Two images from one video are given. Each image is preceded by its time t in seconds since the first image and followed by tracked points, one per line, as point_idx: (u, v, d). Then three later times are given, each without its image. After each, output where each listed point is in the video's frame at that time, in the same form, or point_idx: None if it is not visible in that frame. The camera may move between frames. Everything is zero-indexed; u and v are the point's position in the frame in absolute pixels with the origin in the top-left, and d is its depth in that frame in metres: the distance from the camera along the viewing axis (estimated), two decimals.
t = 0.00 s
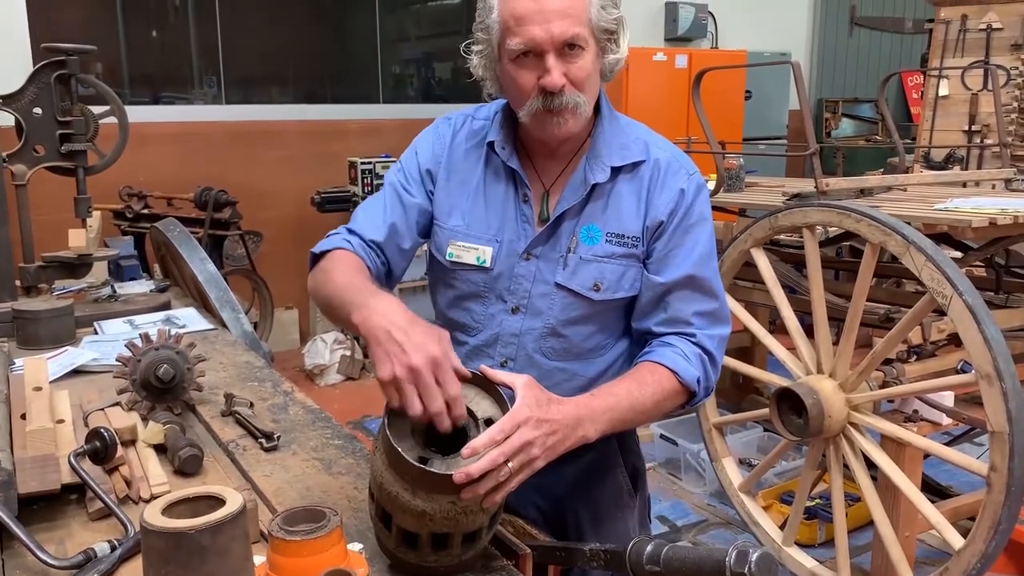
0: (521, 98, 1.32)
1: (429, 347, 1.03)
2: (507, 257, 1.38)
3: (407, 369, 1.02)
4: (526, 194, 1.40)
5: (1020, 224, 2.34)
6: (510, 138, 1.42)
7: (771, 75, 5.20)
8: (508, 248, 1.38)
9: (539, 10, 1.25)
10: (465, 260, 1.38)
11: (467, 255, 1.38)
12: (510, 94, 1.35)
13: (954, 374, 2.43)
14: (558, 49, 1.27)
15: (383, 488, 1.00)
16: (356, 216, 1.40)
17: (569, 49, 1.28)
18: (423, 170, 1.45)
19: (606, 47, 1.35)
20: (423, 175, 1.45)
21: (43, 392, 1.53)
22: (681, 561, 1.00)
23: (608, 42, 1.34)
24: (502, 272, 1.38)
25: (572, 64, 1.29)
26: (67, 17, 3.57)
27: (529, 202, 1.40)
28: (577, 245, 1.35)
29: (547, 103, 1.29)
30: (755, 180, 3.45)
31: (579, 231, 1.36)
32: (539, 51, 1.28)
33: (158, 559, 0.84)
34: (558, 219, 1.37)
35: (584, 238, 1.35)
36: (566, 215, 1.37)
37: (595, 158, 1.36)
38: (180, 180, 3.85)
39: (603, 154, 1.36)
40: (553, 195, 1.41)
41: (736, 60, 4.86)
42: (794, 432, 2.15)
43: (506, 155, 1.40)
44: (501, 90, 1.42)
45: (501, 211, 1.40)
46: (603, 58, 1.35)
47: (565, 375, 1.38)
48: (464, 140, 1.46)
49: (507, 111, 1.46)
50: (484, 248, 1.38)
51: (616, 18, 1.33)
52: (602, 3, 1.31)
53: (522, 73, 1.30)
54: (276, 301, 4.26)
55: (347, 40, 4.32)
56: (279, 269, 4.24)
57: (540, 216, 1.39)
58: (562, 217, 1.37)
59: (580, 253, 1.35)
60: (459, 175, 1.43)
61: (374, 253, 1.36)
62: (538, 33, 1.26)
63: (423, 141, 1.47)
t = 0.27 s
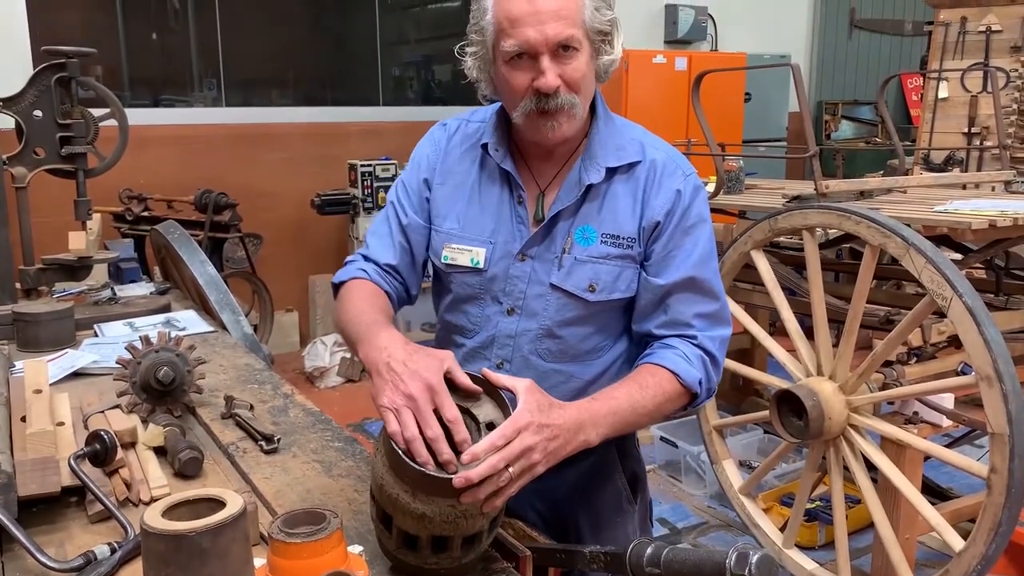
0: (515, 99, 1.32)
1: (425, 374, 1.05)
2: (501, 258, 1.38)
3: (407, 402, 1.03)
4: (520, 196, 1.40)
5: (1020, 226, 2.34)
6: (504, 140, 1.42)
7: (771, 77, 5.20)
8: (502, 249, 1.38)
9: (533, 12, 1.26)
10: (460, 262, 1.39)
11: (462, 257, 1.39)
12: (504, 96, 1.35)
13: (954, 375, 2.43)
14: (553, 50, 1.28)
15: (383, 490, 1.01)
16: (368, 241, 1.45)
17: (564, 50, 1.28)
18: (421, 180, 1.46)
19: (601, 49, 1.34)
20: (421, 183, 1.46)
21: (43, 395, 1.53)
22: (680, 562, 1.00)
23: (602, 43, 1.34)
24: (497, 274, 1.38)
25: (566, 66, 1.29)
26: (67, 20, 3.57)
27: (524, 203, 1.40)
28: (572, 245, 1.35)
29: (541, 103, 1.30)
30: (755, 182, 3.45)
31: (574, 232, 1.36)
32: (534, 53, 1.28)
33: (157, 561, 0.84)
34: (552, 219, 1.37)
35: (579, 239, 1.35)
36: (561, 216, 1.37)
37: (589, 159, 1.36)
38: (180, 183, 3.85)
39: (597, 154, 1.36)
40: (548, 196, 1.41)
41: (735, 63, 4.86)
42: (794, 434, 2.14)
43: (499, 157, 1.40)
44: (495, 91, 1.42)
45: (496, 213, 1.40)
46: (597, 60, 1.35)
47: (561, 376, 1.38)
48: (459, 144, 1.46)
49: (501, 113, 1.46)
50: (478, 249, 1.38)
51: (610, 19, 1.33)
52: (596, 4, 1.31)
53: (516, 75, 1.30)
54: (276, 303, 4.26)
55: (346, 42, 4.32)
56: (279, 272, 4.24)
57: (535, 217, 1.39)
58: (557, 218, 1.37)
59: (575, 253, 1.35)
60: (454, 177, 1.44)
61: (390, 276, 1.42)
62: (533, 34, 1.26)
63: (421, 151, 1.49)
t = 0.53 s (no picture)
0: (516, 103, 1.33)
1: (427, 379, 1.05)
2: (503, 261, 1.38)
3: (410, 407, 1.02)
4: (522, 199, 1.40)
5: (1021, 228, 2.34)
6: (506, 143, 1.42)
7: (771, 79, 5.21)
8: (503, 253, 1.38)
9: (532, 17, 1.26)
10: (463, 266, 1.39)
11: (465, 260, 1.39)
12: (505, 100, 1.36)
13: (955, 378, 2.43)
14: (552, 55, 1.28)
15: (389, 496, 1.01)
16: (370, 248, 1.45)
17: (563, 55, 1.29)
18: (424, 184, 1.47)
19: (601, 52, 1.34)
20: (423, 187, 1.47)
21: (44, 398, 1.53)
22: (681, 564, 1.00)
23: (602, 47, 1.34)
24: (500, 277, 1.38)
25: (566, 70, 1.29)
26: (67, 23, 3.58)
27: (525, 206, 1.40)
28: (574, 248, 1.35)
29: (541, 109, 1.30)
30: (755, 184, 3.45)
31: (576, 235, 1.36)
32: (533, 58, 1.28)
33: (159, 564, 0.84)
34: (555, 222, 1.37)
35: (581, 242, 1.35)
36: (564, 219, 1.37)
37: (591, 162, 1.35)
38: (181, 185, 3.85)
39: (599, 157, 1.36)
40: (550, 200, 1.41)
41: (736, 65, 4.86)
42: (795, 436, 2.14)
43: (501, 161, 1.41)
44: (495, 95, 1.42)
45: (498, 216, 1.40)
46: (597, 64, 1.35)
47: (563, 379, 1.38)
48: (461, 147, 1.47)
49: (503, 116, 1.46)
50: (481, 252, 1.38)
51: (610, 23, 1.33)
52: (595, 9, 1.31)
53: (516, 80, 1.30)
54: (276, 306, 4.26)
55: (347, 46, 4.33)
56: (280, 274, 4.24)
57: (537, 220, 1.39)
58: (560, 221, 1.37)
59: (578, 256, 1.35)
60: (455, 182, 1.44)
61: (393, 281, 1.42)
62: (532, 40, 1.26)
63: (422, 155, 1.49)
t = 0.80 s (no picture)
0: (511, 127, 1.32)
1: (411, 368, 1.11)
2: (508, 264, 1.38)
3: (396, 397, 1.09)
4: (529, 201, 1.40)
5: (1021, 230, 2.34)
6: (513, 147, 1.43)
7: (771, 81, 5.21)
8: (508, 256, 1.39)
9: (516, 55, 1.22)
10: (467, 268, 1.39)
11: (470, 262, 1.39)
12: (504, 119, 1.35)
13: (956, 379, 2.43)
14: (540, 91, 1.25)
15: (395, 507, 1.00)
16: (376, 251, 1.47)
17: (553, 88, 1.25)
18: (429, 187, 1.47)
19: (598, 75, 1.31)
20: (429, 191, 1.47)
21: (45, 401, 1.53)
22: (682, 566, 1.00)
23: (600, 71, 1.30)
24: (504, 279, 1.38)
25: (556, 102, 1.26)
26: (67, 27, 3.58)
27: (530, 210, 1.40)
28: (581, 252, 1.36)
29: (532, 138, 1.30)
30: (756, 186, 3.45)
31: (583, 239, 1.36)
32: (521, 93, 1.26)
33: (160, 567, 0.83)
34: (561, 225, 1.37)
35: (587, 246, 1.36)
36: (570, 222, 1.37)
37: (598, 166, 1.35)
38: (181, 188, 3.86)
39: (606, 161, 1.35)
40: (554, 204, 1.41)
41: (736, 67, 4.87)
42: (796, 438, 2.14)
43: (508, 164, 1.41)
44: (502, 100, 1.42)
45: (503, 220, 1.41)
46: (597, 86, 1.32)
47: (568, 382, 1.37)
48: (467, 151, 1.47)
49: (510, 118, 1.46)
50: (485, 254, 1.39)
51: (607, 46, 1.28)
52: (590, 34, 1.26)
53: (508, 109, 1.30)
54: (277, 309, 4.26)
55: (347, 49, 4.33)
56: (280, 277, 4.24)
57: (542, 224, 1.39)
58: (566, 224, 1.37)
59: (584, 260, 1.35)
60: (461, 186, 1.45)
61: (398, 285, 1.44)
62: (517, 77, 1.24)
63: (429, 157, 1.49)
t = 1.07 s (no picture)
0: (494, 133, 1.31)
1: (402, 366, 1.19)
2: (503, 265, 1.39)
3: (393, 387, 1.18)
4: (524, 204, 1.40)
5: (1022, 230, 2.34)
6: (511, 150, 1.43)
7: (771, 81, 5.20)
8: (503, 255, 1.39)
9: (486, 70, 1.20)
10: (464, 266, 1.40)
11: (466, 261, 1.40)
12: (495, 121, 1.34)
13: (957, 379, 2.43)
14: (512, 107, 1.22)
15: (399, 510, 0.97)
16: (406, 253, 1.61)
17: (526, 106, 1.22)
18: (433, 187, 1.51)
19: (581, 97, 1.24)
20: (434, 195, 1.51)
21: (46, 403, 1.53)
22: (681, 567, 0.99)
23: (582, 92, 1.24)
24: (501, 279, 1.39)
25: (529, 119, 1.23)
26: (67, 29, 3.59)
27: (526, 212, 1.40)
28: (577, 252, 1.35)
29: (509, 147, 1.28)
30: (756, 186, 3.45)
31: (580, 240, 1.35)
32: (495, 107, 1.24)
33: (160, 568, 0.84)
34: (557, 225, 1.36)
35: (584, 247, 1.34)
36: (568, 223, 1.36)
37: (596, 169, 1.33)
38: (182, 189, 3.85)
39: (605, 164, 1.33)
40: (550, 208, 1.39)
41: (736, 67, 4.86)
42: (796, 439, 2.14)
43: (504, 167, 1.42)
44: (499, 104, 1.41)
45: (500, 221, 1.41)
46: (578, 109, 1.25)
47: (567, 383, 1.37)
48: (468, 154, 1.48)
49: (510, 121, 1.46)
50: (480, 254, 1.39)
51: (587, 69, 1.22)
52: (567, 56, 1.20)
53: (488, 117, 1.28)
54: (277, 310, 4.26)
55: (347, 50, 4.33)
56: (281, 278, 4.24)
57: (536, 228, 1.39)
58: (563, 225, 1.36)
59: (580, 261, 1.34)
60: (461, 187, 1.46)
61: (425, 276, 1.57)
62: (487, 92, 1.22)
63: (435, 162, 1.53)
